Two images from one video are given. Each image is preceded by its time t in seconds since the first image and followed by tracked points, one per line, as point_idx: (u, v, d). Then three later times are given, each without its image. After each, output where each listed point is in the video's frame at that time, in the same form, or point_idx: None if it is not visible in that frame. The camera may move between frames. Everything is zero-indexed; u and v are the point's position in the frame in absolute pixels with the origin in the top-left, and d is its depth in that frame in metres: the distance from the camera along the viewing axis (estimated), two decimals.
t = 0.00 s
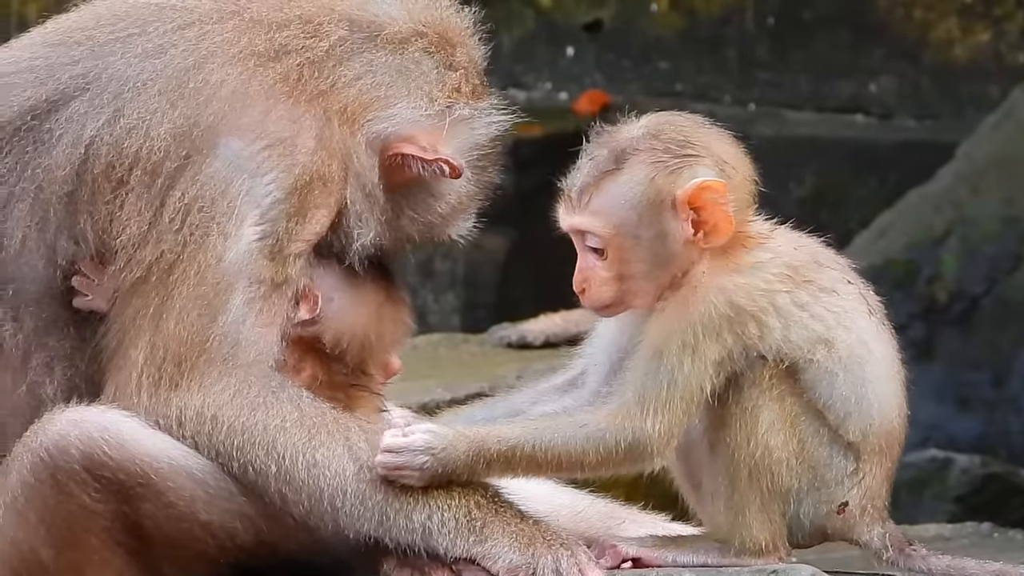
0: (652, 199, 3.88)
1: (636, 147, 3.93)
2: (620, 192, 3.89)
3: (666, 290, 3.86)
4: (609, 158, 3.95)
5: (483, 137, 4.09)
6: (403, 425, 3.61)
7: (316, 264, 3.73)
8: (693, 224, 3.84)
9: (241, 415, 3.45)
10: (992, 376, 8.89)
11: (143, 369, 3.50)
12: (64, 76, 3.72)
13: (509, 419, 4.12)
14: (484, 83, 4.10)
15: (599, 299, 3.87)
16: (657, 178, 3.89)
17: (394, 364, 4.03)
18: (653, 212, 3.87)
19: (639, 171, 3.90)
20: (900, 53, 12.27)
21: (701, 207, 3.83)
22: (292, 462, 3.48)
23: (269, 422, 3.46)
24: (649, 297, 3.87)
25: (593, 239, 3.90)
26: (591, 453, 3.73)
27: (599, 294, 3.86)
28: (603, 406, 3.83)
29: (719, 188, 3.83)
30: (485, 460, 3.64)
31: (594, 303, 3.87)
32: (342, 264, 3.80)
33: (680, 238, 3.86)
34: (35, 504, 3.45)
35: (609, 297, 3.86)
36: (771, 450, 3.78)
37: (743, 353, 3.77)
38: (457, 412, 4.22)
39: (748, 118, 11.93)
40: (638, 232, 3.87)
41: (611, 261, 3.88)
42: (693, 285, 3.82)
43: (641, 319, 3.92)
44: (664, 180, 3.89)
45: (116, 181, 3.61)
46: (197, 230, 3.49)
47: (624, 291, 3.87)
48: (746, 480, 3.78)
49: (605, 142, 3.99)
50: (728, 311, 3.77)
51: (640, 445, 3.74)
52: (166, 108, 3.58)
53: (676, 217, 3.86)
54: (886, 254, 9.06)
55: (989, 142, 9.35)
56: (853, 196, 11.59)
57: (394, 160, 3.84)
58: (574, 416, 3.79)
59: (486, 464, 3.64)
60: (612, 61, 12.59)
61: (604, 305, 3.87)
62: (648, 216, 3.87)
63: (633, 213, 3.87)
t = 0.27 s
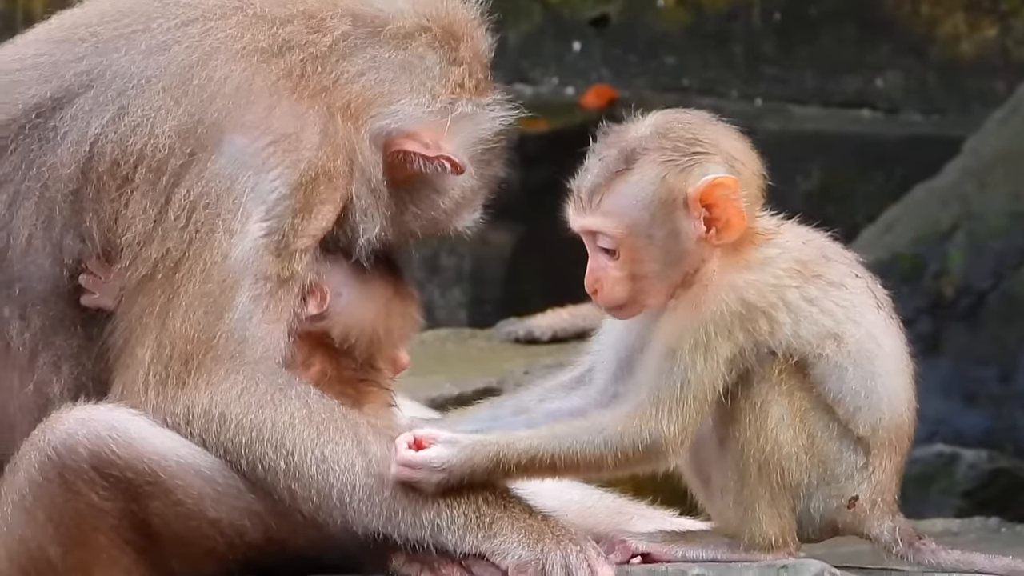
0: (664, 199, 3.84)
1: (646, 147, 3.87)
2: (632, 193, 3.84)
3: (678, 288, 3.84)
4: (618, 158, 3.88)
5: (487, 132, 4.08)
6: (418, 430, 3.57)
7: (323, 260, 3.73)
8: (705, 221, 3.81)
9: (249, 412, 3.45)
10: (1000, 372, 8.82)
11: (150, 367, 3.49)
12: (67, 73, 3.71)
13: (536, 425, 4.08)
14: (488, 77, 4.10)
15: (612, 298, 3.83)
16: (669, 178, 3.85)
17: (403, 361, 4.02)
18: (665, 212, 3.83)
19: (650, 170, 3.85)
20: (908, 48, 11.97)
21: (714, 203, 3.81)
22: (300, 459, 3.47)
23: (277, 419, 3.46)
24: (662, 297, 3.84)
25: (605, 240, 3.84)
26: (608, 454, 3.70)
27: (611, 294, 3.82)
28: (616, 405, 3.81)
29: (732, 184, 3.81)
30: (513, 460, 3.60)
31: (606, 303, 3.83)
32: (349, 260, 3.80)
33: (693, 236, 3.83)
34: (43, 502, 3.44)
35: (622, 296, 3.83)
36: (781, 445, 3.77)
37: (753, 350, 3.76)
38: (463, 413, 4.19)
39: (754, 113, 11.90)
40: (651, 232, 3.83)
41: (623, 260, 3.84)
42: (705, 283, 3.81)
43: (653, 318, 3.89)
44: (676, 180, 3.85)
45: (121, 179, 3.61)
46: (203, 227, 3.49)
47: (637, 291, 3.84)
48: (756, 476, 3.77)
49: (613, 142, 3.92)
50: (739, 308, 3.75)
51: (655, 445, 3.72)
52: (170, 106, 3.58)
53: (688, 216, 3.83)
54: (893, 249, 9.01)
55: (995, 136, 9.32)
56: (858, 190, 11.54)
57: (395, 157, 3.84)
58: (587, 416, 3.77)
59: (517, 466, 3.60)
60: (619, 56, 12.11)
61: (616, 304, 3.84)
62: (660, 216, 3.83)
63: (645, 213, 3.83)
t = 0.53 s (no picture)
0: (672, 185, 3.84)
1: (655, 132, 3.86)
2: (641, 177, 3.84)
3: (683, 273, 3.84)
4: (627, 143, 3.87)
5: (488, 117, 4.07)
6: (426, 413, 3.56)
7: (325, 244, 3.74)
8: (712, 208, 3.81)
9: (251, 396, 3.46)
10: (999, 352, 8.73)
11: (152, 352, 3.50)
12: (71, 60, 3.72)
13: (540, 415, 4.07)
14: (490, 62, 4.09)
15: (617, 282, 3.84)
16: (677, 164, 3.84)
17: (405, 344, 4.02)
18: (673, 198, 3.83)
19: (659, 156, 3.85)
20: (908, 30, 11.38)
21: (722, 190, 3.80)
22: (303, 442, 3.48)
23: (280, 403, 3.47)
24: (667, 281, 3.85)
25: (612, 224, 3.84)
26: (618, 440, 3.70)
27: (617, 277, 3.82)
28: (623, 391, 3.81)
29: (740, 172, 3.80)
30: (523, 448, 3.57)
31: (612, 286, 3.84)
32: (351, 246, 3.81)
33: (701, 223, 3.83)
34: (45, 487, 3.45)
35: (626, 280, 3.83)
36: (784, 427, 3.77)
37: (759, 333, 3.76)
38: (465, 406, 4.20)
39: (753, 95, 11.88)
40: (659, 218, 3.83)
41: (630, 244, 3.84)
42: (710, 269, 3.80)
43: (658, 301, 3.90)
44: (684, 166, 3.84)
45: (124, 165, 3.62)
46: (206, 213, 3.49)
47: (643, 276, 3.84)
48: (758, 457, 3.78)
49: (622, 126, 3.91)
50: (746, 292, 3.75)
51: (665, 431, 3.72)
52: (173, 92, 3.59)
53: (696, 202, 3.83)
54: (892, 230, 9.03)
55: (995, 118, 9.33)
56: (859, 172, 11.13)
57: (398, 142, 3.83)
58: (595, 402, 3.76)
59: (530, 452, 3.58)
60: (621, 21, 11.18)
61: (622, 288, 3.84)
62: (668, 201, 3.83)
63: (653, 198, 3.83)
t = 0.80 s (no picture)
0: (672, 160, 3.82)
1: (655, 108, 3.84)
2: (640, 152, 3.82)
3: (684, 249, 3.83)
4: (626, 118, 3.86)
5: (487, 95, 4.06)
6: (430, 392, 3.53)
7: (324, 222, 3.72)
8: (712, 182, 3.80)
9: (251, 372, 3.45)
10: (997, 328, 8.78)
11: (151, 328, 3.49)
12: (68, 37, 3.72)
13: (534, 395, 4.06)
14: (489, 40, 4.08)
15: (618, 258, 3.82)
16: (677, 139, 3.83)
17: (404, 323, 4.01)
18: (673, 173, 3.82)
19: (659, 131, 3.83)
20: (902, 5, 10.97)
21: (722, 163, 3.79)
22: (302, 419, 3.47)
23: (278, 379, 3.46)
24: (668, 257, 3.83)
25: (612, 199, 3.83)
26: (620, 417, 3.69)
27: (617, 255, 3.82)
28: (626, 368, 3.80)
29: (741, 146, 3.79)
30: (526, 426, 3.56)
31: (612, 263, 3.82)
32: (350, 224, 3.80)
33: (702, 198, 3.81)
34: (43, 464, 3.43)
35: (625, 258, 3.82)
36: (783, 403, 3.77)
37: (759, 308, 3.75)
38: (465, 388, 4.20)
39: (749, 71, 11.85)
40: (659, 193, 3.82)
41: (630, 220, 3.82)
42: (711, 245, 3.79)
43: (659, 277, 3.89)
44: (685, 141, 3.83)
45: (122, 141, 3.60)
46: (203, 189, 3.48)
47: (643, 251, 3.82)
48: (758, 432, 3.77)
49: (622, 101, 3.90)
50: (746, 267, 3.75)
51: (667, 407, 3.71)
52: (170, 68, 3.58)
53: (696, 176, 3.82)
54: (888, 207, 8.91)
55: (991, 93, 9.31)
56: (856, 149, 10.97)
57: (396, 118, 3.80)
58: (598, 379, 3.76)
59: (538, 429, 3.58)
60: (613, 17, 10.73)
61: (623, 265, 3.83)
62: (668, 176, 3.82)
63: (653, 173, 3.81)
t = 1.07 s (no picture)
0: (669, 141, 3.81)
1: (650, 89, 3.83)
2: (637, 134, 3.81)
3: (685, 228, 3.81)
4: (622, 101, 3.85)
5: (489, 78, 4.10)
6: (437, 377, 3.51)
7: (325, 201, 3.71)
8: (711, 161, 3.77)
9: (251, 349, 3.43)
10: (996, 305, 8.71)
11: (152, 305, 3.47)
12: (69, 16, 3.70)
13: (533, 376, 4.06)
14: (491, 23, 4.13)
15: (619, 240, 3.82)
16: (674, 120, 3.82)
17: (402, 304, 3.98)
18: (671, 153, 3.81)
19: (655, 113, 3.82)
20: None
21: (719, 144, 3.77)
22: (302, 397, 3.46)
23: (279, 356, 3.44)
24: (669, 237, 3.82)
25: (611, 181, 3.83)
26: (628, 398, 3.67)
27: (618, 236, 3.81)
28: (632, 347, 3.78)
29: (738, 126, 3.76)
30: (534, 407, 3.53)
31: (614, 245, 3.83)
32: (349, 201, 3.78)
33: (700, 177, 3.80)
34: (43, 441, 3.42)
35: (628, 239, 3.82)
36: (784, 381, 3.75)
37: (761, 286, 3.73)
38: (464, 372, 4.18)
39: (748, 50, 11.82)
40: (657, 174, 3.81)
41: (630, 201, 3.82)
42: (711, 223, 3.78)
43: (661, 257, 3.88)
44: (681, 122, 3.81)
45: (123, 120, 3.58)
46: (205, 167, 3.45)
47: (644, 233, 3.82)
48: (758, 411, 3.76)
49: (617, 84, 3.89)
50: (748, 244, 3.72)
51: (673, 387, 3.69)
52: (172, 47, 3.54)
53: (693, 156, 3.80)
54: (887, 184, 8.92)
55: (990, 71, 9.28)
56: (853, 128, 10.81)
57: (399, 97, 3.81)
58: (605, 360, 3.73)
59: (541, 412, 3.54)
60: None
61: (624, 246, 3.83)
62: (665, 157, 3.81)
63: (651, 154, 3.80)
